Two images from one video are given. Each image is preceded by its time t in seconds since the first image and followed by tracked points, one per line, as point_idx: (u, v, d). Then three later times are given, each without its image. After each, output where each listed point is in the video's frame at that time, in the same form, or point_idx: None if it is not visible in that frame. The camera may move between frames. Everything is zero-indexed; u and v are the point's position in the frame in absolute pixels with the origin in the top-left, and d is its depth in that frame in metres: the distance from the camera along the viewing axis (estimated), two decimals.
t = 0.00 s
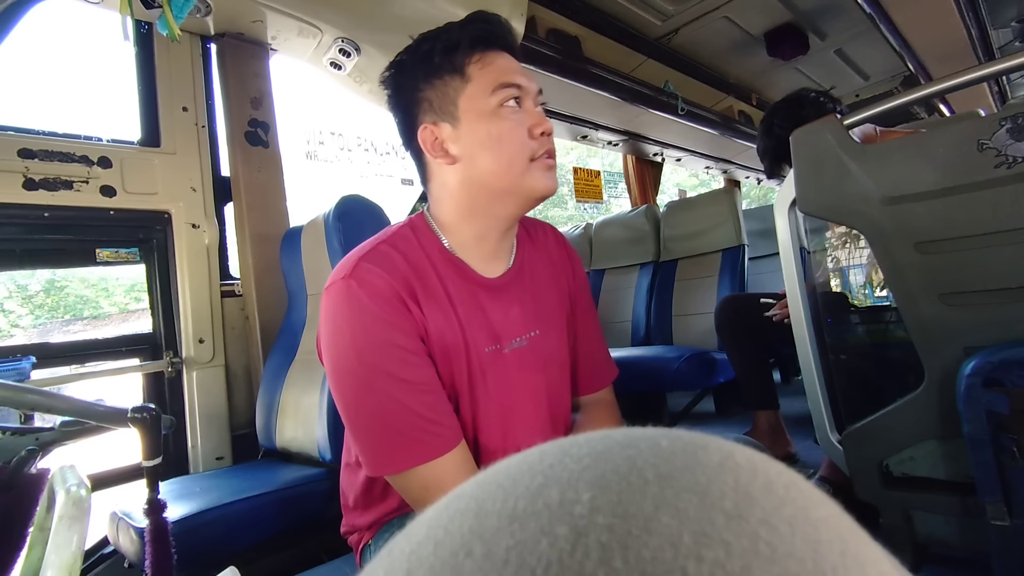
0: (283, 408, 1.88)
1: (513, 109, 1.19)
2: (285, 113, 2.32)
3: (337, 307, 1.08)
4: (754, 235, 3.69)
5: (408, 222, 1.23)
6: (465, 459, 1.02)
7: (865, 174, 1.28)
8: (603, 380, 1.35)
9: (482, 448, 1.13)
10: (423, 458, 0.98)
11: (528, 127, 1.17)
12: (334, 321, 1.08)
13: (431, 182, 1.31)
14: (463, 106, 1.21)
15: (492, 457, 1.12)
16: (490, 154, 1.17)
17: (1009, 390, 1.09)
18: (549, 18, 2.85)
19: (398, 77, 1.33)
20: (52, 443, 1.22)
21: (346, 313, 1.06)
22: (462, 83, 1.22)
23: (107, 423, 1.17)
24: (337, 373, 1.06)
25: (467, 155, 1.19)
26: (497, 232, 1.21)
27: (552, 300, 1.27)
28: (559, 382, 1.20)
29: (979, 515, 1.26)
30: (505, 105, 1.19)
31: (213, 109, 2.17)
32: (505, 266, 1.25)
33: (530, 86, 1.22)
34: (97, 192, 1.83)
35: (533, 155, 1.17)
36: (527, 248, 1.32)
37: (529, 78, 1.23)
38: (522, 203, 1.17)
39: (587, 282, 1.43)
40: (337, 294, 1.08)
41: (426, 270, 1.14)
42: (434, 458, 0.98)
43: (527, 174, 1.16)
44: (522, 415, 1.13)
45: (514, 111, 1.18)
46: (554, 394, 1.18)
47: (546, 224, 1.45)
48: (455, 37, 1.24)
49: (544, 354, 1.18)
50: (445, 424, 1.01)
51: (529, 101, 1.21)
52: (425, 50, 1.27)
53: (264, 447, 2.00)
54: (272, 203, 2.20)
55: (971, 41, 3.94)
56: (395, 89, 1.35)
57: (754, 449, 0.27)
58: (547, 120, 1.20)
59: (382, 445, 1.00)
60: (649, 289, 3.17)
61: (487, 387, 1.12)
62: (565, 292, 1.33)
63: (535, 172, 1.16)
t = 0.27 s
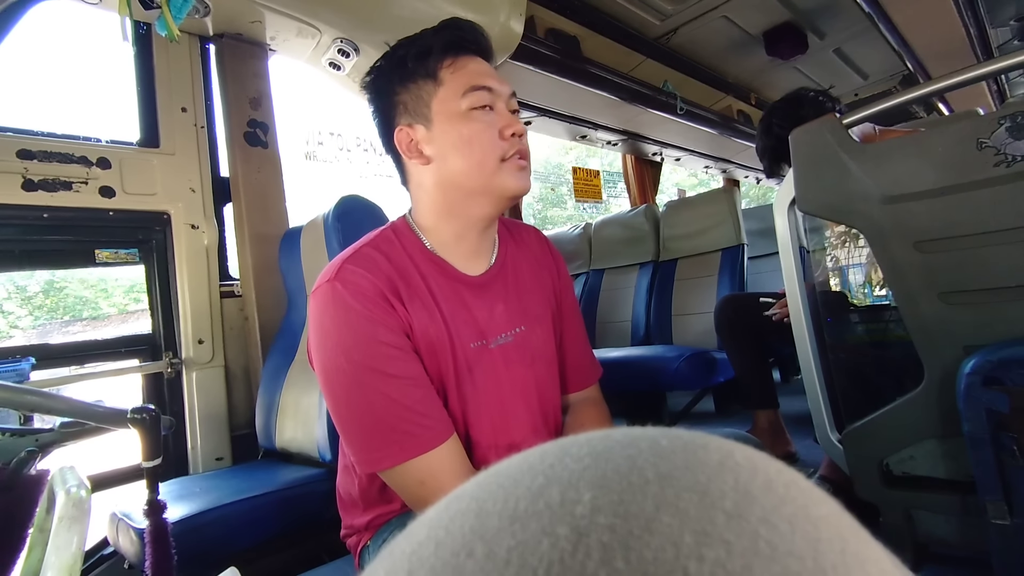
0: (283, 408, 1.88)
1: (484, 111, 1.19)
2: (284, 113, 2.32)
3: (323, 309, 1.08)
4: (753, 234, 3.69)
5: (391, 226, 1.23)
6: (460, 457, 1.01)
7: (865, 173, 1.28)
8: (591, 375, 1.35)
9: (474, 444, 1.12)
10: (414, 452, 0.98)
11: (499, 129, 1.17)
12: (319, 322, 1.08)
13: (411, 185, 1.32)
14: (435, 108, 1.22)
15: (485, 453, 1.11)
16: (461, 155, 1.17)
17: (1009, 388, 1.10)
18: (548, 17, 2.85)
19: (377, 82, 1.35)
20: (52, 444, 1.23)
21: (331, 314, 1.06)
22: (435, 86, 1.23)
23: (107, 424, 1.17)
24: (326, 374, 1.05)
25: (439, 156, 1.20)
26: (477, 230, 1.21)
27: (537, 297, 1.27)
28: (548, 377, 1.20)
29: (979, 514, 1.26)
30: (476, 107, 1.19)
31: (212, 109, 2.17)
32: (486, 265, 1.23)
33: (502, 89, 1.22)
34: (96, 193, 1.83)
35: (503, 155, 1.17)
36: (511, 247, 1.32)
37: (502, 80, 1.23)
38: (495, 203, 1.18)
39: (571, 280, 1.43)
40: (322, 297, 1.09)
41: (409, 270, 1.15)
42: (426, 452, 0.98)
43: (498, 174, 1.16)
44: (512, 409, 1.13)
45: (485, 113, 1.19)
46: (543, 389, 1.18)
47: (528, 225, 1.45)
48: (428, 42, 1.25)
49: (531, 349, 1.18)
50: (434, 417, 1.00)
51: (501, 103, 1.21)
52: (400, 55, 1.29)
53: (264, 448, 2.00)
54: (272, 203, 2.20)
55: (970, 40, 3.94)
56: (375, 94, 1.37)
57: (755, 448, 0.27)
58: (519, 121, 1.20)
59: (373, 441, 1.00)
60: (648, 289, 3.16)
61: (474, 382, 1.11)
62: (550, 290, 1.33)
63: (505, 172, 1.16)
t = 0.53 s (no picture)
0: (282, 410, 1.88)
1: (484, 110, 1.19)
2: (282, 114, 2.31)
3: (325, 310, 1.08)
4: (752, 234, 3.70)
5: (393, 226, 1.23)
6: (459, 457, 1.01)
7: (863, 173, 1.28)
8: (592, 376, 1.35)
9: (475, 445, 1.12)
10: (415, 453, 0.98)
11: (498, 127, 1.17)
12: (321, 323, 1.08)
13: (414, 186, 1.32)
14: (435, 108, 1.22)
15: (486, 453, 1.11)
16: (462, 154, 1.17)
17: (1007, 387, 1.10)
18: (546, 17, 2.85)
19: (377, 85, 1.36)
20: (50, 446, 1.23)
21: (333, 315, 1.06)
22: (434, 87, 1.23)
23: (106, 426, 1.17)
24: (328, 375, 1.05)
25: (440, 156, 1.20)
26: (479, 230, 1.20)
27: (538, 298, 1.26)
28: (548, 378, 1.19)
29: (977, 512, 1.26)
30: (475, 106, 1.19)
31: (211, 110, 2.17)
32: (487, 266, 1.23)
33: (501, 88, 1.23)
34: (94, 194, 1.83)
35: (504, 152, 1.17)
36: (513, 248, 1.31)
37: (500, 79, 1.24)
38: (497, 200, 1.17)
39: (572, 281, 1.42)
40: (324, 298, 1.09)
41: (411, 271, 1.14)
42: (428, 453, 0.98)
43: (499, 171, 1.16)
44: (513, 410, 1.13)
45: (484, 112, 1.19)
46: (543, 390, 1.18)
47: (530, 226, 1.45)
48: (426, 43, 1.26)
49: (532, 350, 1.18)
50: (435, 418, 1.00)
51: (500, 101, 1.21)
52: (399, 57, 1.29)
53: (264, 449, 2.00)
54: (270, 204, 2.20)
55: (967, 39, 3.95)
56: (376, 96, 1.37)
57: (754, 448, 0.27)
58: (518, 119, 1.20)
59: (374, 442, 1.00)
60: (647, 288, 3.17)
61: (475, 383, 1.11)
62: (551, 290, 1.33)
63: (506, 169, 1.16)
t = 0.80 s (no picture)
0: (279, 411, 1.88)
1: (512, 114, 1.17)
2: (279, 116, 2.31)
3: (335, 309, 1.07)
4: (749, 234, 3.70)
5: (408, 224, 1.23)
6: (460, 462, 1.01)
7: (859, 173, 1.29)
8: (598, 383, 1.36)
9: (478, 451, 1.13)
10: (417, 460, 0.98)
11: (526, 132, 1.15)
12: (331, 322, 1.07)
13: (433, 184, 1.30)
14: (463, 108, 1.20)
15: (487, 460, 1.11)
16: (487, 158, 1.15)
17: (1001, 387, 1.10)
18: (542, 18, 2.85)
19: (405, 78, 1.33)
20: (46, 449, 1.24)
21: (343, 315, 1.06)
22: (464, 86, 1.21)
23: (101, 429, 1.17)
24: (334, 375, 1.05)
25: (464, 157, 1.18)
26: (497, 235, 1.20)
27: (549, 305, 1.27)
28: (555, 386, 1.20)
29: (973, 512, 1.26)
30: (504, 109, 1.17)
31: (207, 112, 2.16)
32: (502, 273, 1.23)
33: (532, 91, 1.20)
34: (90, 197, 1.83)
35: (529, 159, 1.15)
36: (525, 253, 1.31)
37: (532, 83, 1.22)
38: (518, 207, 1.16)
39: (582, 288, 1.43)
40: (334, 296, 1.08)
41: (424, 274, 1.14)
42: (430, 460, 0.98)
43: (522, 178, 1.14)
44: (518, 418, 1.13)
45: (513, 116, 1.17)
46: (550, 399, 1.18)
47: (544, 229, 1.45)
48: (459, 40, 1.23)
49: (540, 358, 1.18)
50: (440, 426, 1.00)
51: (530, 106, 1.19)
52: (430, 52, 1.26)
53: (261, 451, 2.00)
54: (267, 206, 2.19)
55: (962, 39, 3.96)
56: (402, 90, 1.35)
57: (749, 451, 0.27)
58: (546, 126, 1.18)
59: (377, 446, 1.00)
60: (645, 289, 3.17)
61: (482, 390, 1.11)
62: (562, 297, 1.33)
63: (530, 177, 1.14)
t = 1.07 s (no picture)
0: (275, 412, 1.87)
1: (540, 122, 1.16)
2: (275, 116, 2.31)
3: (343, 309, 1.06)
4: (745, 235, 3.71)
5: (420, 225, 1.23)
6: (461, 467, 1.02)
7: (852, 174, 1.29)
8: (600, 388, 1.37)
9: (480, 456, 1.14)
10: (419, 467, 0.98)
11: (552, 143, 1.15)
12: (338, 322, 1.07)
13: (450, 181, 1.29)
14: (491, 110, 1.18)
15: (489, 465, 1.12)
16: (511, 165, 1.15)
17: (994, 387, 1.10)
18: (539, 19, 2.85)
19: (433, 73, 1.30)
20: (39, 451, 1.23)
21: (352, 316, 1.05)
22: (495, 88, 1.19)
23: (95, 430, 1.17)
24: (339, 376, 1.05)
25: (488, 162, 1.17)
26: (511, 242, 1.19)
27: (556, 311, 1.27)
28: (559, 393, 1.20)
29: (966, 512, 1.27)
30: (533, 117, 1.16)
31: (203, 112, 2.16)
32: (513, 278, 1.23)
33: (563, 100, 1.19)
34: (84, 197, 1.82)
35: (553, 171, 1.15)
36: (535, 259, 1.31)
37: (564, 92, 1.20)
38: (536, 217, 1.16)
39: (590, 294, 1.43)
40: (343, 296, 1.07)
41: (435, 277, 1.14)
42: (433, 467, 0.98)
43: (544, 190, 1.14)
44: (523, 425, 1.13)
45: (541, 125, 1.16)
46: (554, 406, 1.18)
47: (556, 232, 1.45)
48: (494, 41, 1.20)
49: (546, 366, 1.18)
50: (445, 433, 1.00)
51: (559, 116, 1.18)
52: (465, 49, 1.24)
53: (256, 452, 1.99)
54: (263, 207, 2.19)
55: (957, 41, 3.98)
56: (429, 84, 1.32)
57: (743, 454, 0.27)
58: (574, 137, 1.18)
59: (379, 450, 1.00)
60: (641, 289, 3.17)
61: (488, 396, 1.12)
62: (570, 302, 1.33)
63: (552, 189, 1.14)
